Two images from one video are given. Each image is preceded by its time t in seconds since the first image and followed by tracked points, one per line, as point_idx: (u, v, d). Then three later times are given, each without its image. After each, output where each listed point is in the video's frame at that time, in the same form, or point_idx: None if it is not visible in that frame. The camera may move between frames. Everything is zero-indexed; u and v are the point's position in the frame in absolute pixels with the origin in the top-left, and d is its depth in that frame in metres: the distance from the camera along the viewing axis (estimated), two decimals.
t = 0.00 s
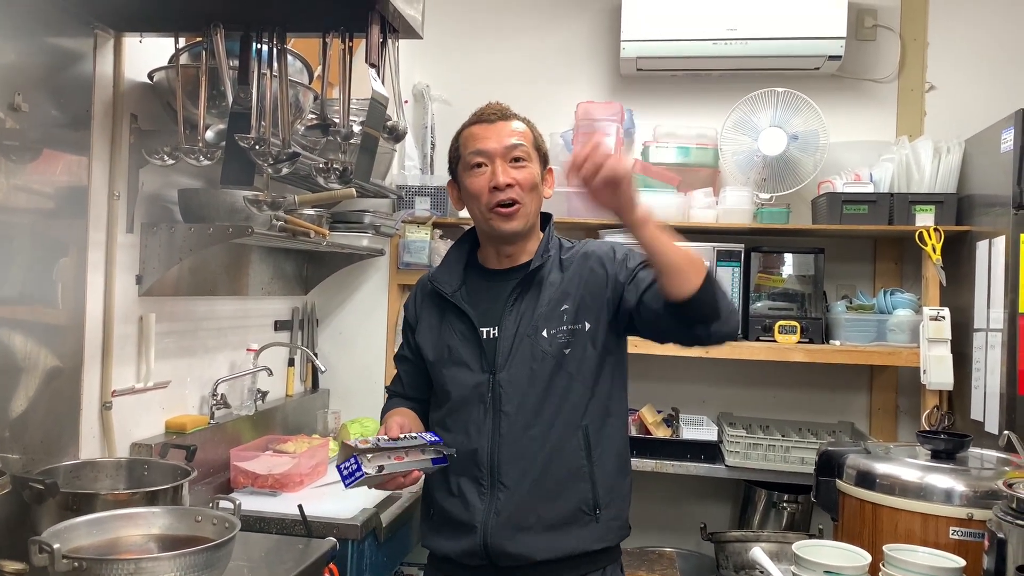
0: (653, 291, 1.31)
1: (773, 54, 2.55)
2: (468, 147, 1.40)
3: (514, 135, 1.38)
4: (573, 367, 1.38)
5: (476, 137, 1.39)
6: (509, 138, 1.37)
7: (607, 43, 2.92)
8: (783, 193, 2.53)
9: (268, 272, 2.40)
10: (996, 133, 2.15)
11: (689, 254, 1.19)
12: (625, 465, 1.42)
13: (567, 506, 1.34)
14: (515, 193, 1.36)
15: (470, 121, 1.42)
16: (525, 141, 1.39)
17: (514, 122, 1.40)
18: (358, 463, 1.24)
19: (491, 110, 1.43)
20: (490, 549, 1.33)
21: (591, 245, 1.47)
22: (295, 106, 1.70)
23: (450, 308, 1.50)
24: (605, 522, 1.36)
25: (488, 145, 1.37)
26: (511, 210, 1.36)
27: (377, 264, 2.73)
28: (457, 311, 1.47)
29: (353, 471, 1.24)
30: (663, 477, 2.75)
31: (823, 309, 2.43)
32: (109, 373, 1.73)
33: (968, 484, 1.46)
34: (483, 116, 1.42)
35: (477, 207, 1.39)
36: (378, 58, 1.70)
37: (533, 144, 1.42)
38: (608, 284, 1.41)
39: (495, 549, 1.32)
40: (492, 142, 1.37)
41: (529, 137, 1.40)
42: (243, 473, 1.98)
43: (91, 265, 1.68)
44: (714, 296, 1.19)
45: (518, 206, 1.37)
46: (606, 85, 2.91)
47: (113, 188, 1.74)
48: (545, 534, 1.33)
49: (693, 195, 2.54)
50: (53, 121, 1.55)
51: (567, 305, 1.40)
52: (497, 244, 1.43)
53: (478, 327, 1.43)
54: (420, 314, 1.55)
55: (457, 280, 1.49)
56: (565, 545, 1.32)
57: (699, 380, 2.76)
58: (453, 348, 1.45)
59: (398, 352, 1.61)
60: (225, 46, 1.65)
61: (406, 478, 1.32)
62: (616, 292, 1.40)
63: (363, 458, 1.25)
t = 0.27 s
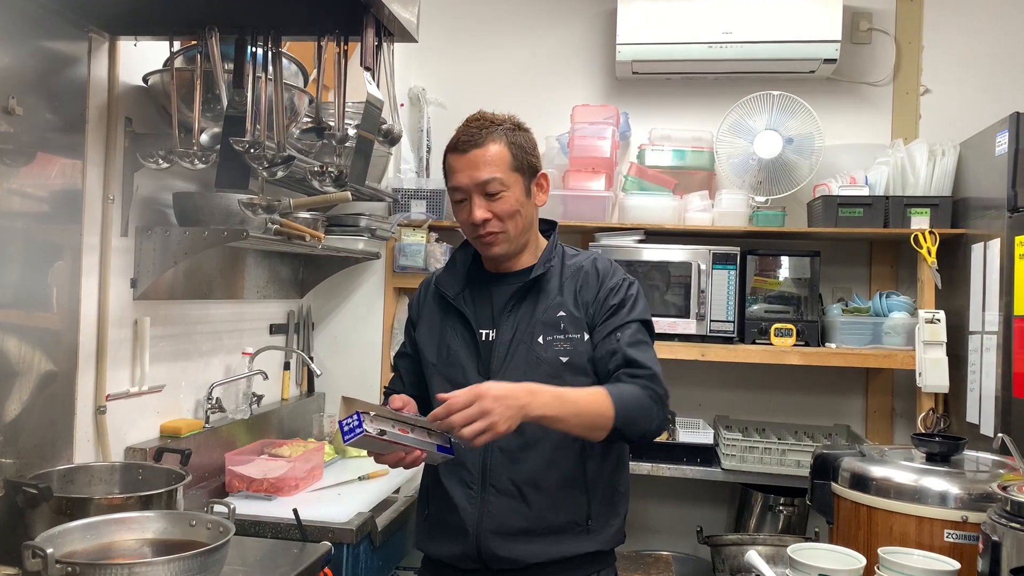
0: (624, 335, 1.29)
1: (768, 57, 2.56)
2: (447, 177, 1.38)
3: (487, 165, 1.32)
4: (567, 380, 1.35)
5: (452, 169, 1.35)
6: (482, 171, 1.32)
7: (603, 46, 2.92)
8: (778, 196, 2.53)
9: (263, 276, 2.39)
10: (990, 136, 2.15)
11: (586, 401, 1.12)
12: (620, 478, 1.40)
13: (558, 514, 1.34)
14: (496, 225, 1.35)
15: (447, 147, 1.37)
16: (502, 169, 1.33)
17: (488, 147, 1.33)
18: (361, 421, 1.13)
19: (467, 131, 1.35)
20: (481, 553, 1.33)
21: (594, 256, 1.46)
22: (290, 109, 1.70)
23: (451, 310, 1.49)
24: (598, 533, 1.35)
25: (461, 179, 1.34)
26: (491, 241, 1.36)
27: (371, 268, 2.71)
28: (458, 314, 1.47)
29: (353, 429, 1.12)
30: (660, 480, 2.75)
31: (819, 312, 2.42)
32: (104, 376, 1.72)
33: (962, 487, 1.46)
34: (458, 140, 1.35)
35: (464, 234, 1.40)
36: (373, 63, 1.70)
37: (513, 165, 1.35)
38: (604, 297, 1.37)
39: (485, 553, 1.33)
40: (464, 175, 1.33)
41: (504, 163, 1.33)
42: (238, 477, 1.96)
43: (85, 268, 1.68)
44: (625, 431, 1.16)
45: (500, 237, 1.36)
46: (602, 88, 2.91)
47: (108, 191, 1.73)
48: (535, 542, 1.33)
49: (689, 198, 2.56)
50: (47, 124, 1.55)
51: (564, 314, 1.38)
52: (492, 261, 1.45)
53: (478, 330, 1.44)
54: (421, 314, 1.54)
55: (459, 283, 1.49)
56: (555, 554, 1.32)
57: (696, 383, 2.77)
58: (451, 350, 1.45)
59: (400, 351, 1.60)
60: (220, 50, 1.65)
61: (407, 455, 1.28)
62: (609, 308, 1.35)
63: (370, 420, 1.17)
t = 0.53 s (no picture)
0: (601, 339, 1.31)
1: (764, 55, 2.56)
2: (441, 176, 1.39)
3: (477, 165, 1.32)
4: (556, 378, 1.35)
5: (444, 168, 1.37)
6: (472, 171, 1.32)
7: (599, 44, 2.92)
8: (774, 194, 2.53)
9: (259, 274, 2.39)
10: (986, 134, 2.16)
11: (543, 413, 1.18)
12: (612, 477, 1.40)
13: (548, 512, 1.33)
14: (486, 225, 1.35)
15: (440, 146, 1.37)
16: (492, 168, 1.32)
17: (479, 147, 1.33)
18: (344, 429, 1.14)
19: (460, 130, 1.35)
20: (469, 549, 1.33)
21: (588, 255, 1.45)
22: (285, 106, 1.69)
23: (446, 307, 1.49)
24: (588, 532, 1.35)
25: (452, 179, 1.35)
26: (481, 241, 1.36)
27: (367, 267, 2.70)
28: (452, 311, 1.47)
29: (336, 436, 1.14)
30: (657, 478, 2.75)
31: (815, 310, 2.43)
32: (99, 375, 1.72)
33: (958, 483, 1.46)
34: (450, 139, 1.36)
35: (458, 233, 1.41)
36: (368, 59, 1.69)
37: (504, 164, 1.34)
38: (592, 296, 1.37)
39: (474, 550, 1.33)
40: (455, 175, 1.34)
41: (494, 163, 1.32)
42: (235, 476, 1.96)
43: (80, 267, 1.67)
44: (588, 439, 1.21)
45: (490, 237, 1.36)
46: (598, 87, 2.91)
47: (103, 190, 1.73)
48: (524, 539, 1.33)
49: (685, 197, 2.55)
50: (41, 122, 1.54)
51: (554, 312, 1.38)
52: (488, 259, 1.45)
53: (471, 327, 1.44)
54: (419, 310, 1.55)
55: (453, 279, 1.48)
56: (544, 551, 1.32)
57: (692, 381, 2.77)
58: (444, 348, 1.45)
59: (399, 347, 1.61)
60: (215, 47, 1.64)
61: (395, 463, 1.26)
62: (595, 308, 1.35)
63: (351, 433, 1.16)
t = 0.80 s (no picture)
0: (594, 336, 1.31)
1: (762, 53, 2.56)
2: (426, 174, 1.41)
3: (456, 164, 1.34)
4: (553, 377, 1.35)
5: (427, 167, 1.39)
6: (450, 170, 1.34)
7: (597, 42, 2.92)
8: (772, 192, 2.54)
9: (258, 273, 2.39)
10: (983, 131, 2.16)
11: (534, 415, 1.18)
12: (611, 474, 1.40)
13: (548, 510, 1.34)
14: (462, 224, 1.36)
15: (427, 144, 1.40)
16: (471, 167, 1.34)
17: (460, 146, 1.34)
18: (341, 438, 1.17)
19: (445, 130, 1.37)
20: (472, 550, 1.34)
21: (582, 252, 1.45)
22: (283, 105, 1.69)
23: (442, 309, 1.50)
24: (589, 529, 1.36)
25: (434, 178, 1.37)
26: (461, 240, 1.37)
27: (366, 265, 2.71)
28: (448, 313, 1.47)
29: (333, 444, 1.16)
30: (655, 476, 2.75)
31: (813, 308, 2.44)
32: (98, 374, 1.72)
33: (955, 480, 1.46)
34: (436, 138, 1.38)
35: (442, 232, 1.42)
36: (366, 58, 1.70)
37: (484, 164, 1.35)
38: (586, 293, 1.37)
39: (477, 550, 1.34)
40: (436, 173, 1.36)
41: (473, 163, 1.34)
42: (234, 474, 1.97)
43: (79, 266, 1.67)
44: (581, 437, 1.21)
45: (466, 236, 1.37)
46: (596, 85, 2.91)
47: (101, 189, 1.73)
48: (526, 538, 1.34)
49: (683, 194, 2.56)
50: (39, 121, 1.54)
51: (549, 311, 1.38)
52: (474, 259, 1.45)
53: (467, 329, 1.44)
54: (416, 313, 1.55)
55: (449, 281, 1.49)
56: (545, 550, 1.32)
57: (691, 379, 2.77)
58: (442, 350, 1.45)
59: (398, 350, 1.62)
60: (213, 46, 1.64)
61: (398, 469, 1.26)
62: (589, 306, 1.35)
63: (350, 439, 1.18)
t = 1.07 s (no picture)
0: (593, 332, 1.31)
1: (762, 52, 2.56)
2: (446, 153, 1.39)
3: (492, 136, 1.37)
4: (553, 375, 1.35)
5: (454, 142, 1.38)
6: (487, 140, 1.36)
7: (596, 41, 2.92)
8: (772, 190, 2.54)
9: (257, 273, 2.39)
10: (983, 129, 2.16)
11: (536, 415, 1.18)
12: (612, 470, 1.40)
13: (551, 510, 1.34)
14: (501, 193, 1.36)
15: (445, 124, 1.40)
16: (504, 141, 1.39)
17: (491, 124, 1.39)
18: (344, 442, 1.15)
19: (468, 111, 1.41)
20: (476, 552, 1.34)
21: (577, 248, 1.45)
22: (283, 104, 1.69)
23: (439, 312, 1.49)
24: (592, 526, 1.36)
25: (465, 150, 1.36)
26: (494, 211, 1.36)
27: (366, 264, 2.71)
28: (445, 315, 1.47)
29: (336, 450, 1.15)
30: (655, 475, 2.75)
31: (813, 306, 2.44)
32: (97, 373, 1.72)
33: (956, 477, 1.46)
34: (456, 119, 1.40)
35: (463, 212, 1.39)
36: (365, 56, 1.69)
37: (512, 143, 1.41)
38: (583, 289, 1.37)
39: (481, 552, 1.34)
40: (469, 146, 1.36)
41: (506, 138, 1.39)
42: (233, 474, 1.97)
43: (79, 265, 1.67)
44: (584, 435, 1.21)
45: (503, 208, 1.37)
46: (596, 84, 2.91)
47: (100, 188, 1.73)
48: (529, 538, 1.33)
49: (683, 193, 2.55)
50: (39, 120, 1.54)
51: (547, 309, 1.38)
52: (486, 246, 1.43)
53: (465, 330, 1.44)
54: (412, 316, 1.55)
55: (446, 283, 1.48)
56: (549, 549, 1.32)
57: (690, 378, 2.77)
58: (440, 352, 1.45)
59: (394, 354, 1.61)
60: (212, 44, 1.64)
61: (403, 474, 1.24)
62: (586, 302, 1.35)
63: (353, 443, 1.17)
